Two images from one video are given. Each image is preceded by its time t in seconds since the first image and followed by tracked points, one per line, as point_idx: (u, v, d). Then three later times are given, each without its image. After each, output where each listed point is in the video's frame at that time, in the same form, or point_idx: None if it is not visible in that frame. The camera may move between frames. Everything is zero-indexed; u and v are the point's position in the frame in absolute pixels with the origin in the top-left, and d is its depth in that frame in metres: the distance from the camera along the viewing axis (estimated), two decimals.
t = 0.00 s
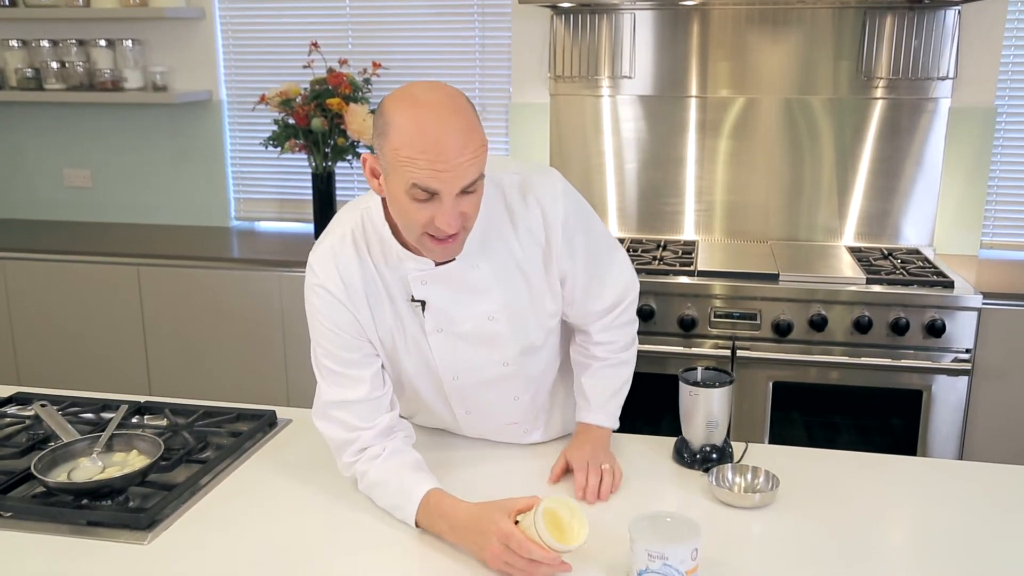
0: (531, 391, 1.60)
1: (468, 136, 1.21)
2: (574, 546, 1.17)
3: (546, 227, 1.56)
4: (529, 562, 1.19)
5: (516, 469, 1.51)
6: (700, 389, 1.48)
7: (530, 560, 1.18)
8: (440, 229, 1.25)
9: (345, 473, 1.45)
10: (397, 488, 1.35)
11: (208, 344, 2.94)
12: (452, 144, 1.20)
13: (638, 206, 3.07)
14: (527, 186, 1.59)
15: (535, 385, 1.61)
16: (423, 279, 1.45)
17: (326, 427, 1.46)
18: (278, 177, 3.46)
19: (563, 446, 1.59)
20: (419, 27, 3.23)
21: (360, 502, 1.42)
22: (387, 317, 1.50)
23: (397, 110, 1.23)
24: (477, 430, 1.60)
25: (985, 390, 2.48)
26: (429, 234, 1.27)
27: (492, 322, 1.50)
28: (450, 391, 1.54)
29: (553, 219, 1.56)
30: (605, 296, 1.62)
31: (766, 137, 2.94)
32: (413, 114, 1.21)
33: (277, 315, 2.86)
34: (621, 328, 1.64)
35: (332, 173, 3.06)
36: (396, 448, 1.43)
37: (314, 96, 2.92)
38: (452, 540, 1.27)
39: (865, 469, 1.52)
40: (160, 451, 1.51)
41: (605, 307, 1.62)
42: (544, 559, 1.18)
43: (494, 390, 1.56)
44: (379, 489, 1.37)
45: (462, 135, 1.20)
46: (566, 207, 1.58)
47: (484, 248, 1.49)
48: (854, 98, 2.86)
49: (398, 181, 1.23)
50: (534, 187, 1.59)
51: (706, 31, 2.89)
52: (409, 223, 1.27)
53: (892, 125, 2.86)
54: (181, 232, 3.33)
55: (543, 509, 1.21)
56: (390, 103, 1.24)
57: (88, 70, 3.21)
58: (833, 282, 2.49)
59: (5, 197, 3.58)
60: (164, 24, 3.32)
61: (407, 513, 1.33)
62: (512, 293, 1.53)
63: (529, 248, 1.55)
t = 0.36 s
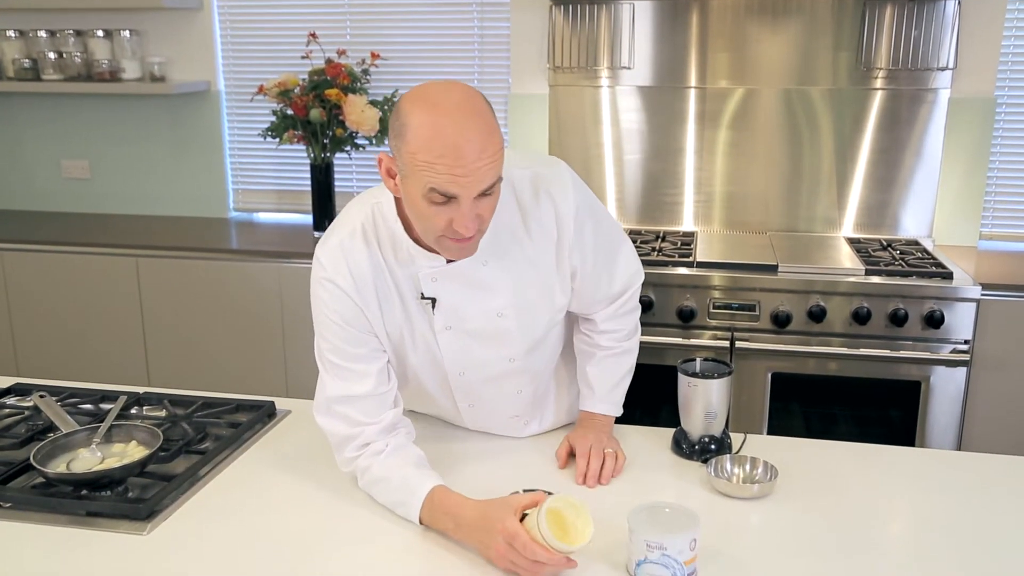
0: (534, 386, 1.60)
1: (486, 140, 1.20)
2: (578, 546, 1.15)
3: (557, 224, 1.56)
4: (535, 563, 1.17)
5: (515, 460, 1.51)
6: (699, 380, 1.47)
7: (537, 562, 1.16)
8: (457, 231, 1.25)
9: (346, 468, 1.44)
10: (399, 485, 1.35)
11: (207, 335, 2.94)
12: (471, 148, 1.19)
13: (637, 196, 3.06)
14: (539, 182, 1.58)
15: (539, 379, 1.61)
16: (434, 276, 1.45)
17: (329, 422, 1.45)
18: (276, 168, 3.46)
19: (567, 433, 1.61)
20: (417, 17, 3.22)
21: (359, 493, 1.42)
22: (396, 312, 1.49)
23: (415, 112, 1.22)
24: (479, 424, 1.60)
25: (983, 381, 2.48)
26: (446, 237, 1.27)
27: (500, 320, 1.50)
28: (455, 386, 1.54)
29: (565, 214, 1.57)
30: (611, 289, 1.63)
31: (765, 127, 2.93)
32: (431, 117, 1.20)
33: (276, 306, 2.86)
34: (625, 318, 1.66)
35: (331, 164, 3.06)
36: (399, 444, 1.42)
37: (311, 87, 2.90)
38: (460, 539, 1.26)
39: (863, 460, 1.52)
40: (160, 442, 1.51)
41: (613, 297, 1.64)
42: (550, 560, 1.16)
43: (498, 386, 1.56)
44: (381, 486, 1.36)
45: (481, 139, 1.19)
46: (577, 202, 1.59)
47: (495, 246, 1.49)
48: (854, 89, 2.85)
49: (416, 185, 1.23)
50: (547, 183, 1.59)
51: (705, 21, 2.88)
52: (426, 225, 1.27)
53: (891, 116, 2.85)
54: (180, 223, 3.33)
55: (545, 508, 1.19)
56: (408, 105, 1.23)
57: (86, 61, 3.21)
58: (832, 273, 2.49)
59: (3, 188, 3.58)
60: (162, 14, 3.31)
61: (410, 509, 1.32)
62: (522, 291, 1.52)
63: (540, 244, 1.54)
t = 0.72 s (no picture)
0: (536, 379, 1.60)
1: (498, 141, 1.20)
2: (578, 539, 1.15)
3: (565, 218, 1.56)
4: (533, 554, 1.17)
5: (514, 451, 1.51)
6: (699, 371, 1.47)
7: (536, 553, 1.17)
8: (467, 231, 1.25)
9: (348, 461, 1.44)
10: (400, 476, 1.35)
11: (206, 327, 2.94)
12: (482, 150, 1.19)
13: (637, 188, 3.06)
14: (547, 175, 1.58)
15: (541, 372, 1.62)
16: (441, 270, 1.45)
17: (331, 414, 1.45)
18: (275, 160, 3.45)
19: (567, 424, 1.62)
20: (416, 9, 3.21)
21: (358, 485, 1.42)
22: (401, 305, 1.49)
23: (427, 111, 1.21)
24: (480, 416, 1.60)
25: (983, 373, 2.48)
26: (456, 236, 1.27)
27: (506, 314, 1.50)
28: (458, 378, 1.54)
29: (572, 208, 1.57)
30: (615, 282, 1.64)
31: (765, 119, 2.93)
32: (444, 118, 1.19)
33: (275, 298, 2.86)
34: (628, 311, 1.66)
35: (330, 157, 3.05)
36: (400, 437, 1.43)
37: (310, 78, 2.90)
38: (458, 530, 1.26)
39: (862, 451, 1.52)
40: (159, 433, 1.51)
41: (617, 290, 1.64)
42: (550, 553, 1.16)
43: (500, 379, 1.56)
44: (382, 478, 1.36)
45: (493, 141, 1.19)
46: (584, 196, 1.59)
47: (502, 240, 1.49)
48: (854, 80, 2.85)
49: (427, 184, 1.22)
50: (554, 176, 1.58)
51: (705, 12, 2.87)
52: (435, 223, 1.26)
53: (891, 107, 2.85)
54: (179, 215, 3.33)
55: (548, 499, 1.19)
56: (420, 104, 1.22)
57: (84, 52, 3.20)
58: (832, 265, 2.49)
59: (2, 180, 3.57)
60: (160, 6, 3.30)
61: (410, 500, 1.32)
62: (528, 285, 1.52)
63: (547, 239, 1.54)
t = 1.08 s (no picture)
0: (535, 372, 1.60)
1: (496, 127, 1.19)
2: (577, 532, 1.15)
3: (564, 211, 1.56)
4: (532, 547, 1.17)
5: (514, 443, 1.52)
6: (698, 364, 1.47)
7: (535, 547, 1.17)
8: (464, 220, 1.24)
9: (348, 454, 1.44)
10: (399, 469, 1.35)
11: (206, 319, 2.94)
12: (480, 134, 1.18)
13: (636, 181, 3.06)
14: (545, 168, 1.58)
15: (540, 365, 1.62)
16: (439, 264, 1.44)
17: (331, 407, 1.45)
18: (274, 153, 3.45)
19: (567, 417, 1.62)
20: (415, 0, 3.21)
21: (358, 477, 1.42)
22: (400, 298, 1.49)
23: (425, 98, 1.21)
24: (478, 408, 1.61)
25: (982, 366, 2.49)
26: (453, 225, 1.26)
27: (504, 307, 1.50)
28: (457, 372, 1.55)
29: (571, 201, 1.57)
30: (614, 275, 1.63)
31: (764, 111, 2.92)
32: (441, 102, 1.19)
33: (275, 291, 2.86)
34: (627, 305, 1.66)
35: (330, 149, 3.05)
36: (399, 430, 1.43)
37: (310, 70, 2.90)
38: (458, 523, 1.26)
39: (861, 443, 1.52)
40: (159, 426, 1.51)
41: (616, 283, 1.64)
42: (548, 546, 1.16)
43: (500, 372, 1.56)
44: (381, 472, 1.36)
45: (491, 127, 1.19)
46: (583, 188, 1.58)
47: (500, 233, 1.49)
48: (854, 73, 2.84)
49: (425, 170, 1.22)
50: (552, 169, 1.58)
51: (704, 4, 2.86)
52: (433, 212, 1.26)
53: (891, 99, 2.84)
54: (178, 208, 3.32)
55: (546, 494, 1.19)
56: (418, 91, 1.23)
57: (83, 45, 3.19)
58: (831, 258, 2.49)
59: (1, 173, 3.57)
60: None
61: (409, 492, 1.32)
62: (527, 279, 1.52)
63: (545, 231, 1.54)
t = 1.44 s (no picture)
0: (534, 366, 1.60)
1: (475, 82, 1.22)
2: (576, 526, 1.15)
3: (560, 204, 1.56)
4: (532, 542, 1.17)
5: (513, 438, 1.52)
6: (697, 358, 1.47)
7: (534, 541, 1.17)
8: (448, 183, 1.24)
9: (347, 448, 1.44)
10: (398, 464, 1.35)
11: (205, 314, 2.94)
12: (457, 86, 1.21)
13: (635, 176, 3.06)
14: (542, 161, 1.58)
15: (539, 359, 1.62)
16: (436, 258, 1.46)
17: (329, 402, 1.45)
18: (274, 147, 3.45)
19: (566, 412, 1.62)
20: None
21: (357, 472, 1.42)
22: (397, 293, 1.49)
23: (405, 62, 1.25)
24: (478, 402, 1.61)
25: (981, 361, 2.49)
26: (437, 191, 1.25)
27: (502, 301, 1.50)
28: (456, 366, 1.55)
29: (568, 194, 1.56)
30: (612, 269, 1.63)
31: (764, 106, 2.92)
32: (420, 60, 1.23)
33: (274, 286, 2.86)
34: (626, 299, 1.66)
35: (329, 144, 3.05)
36: (397, 425, 1.43)
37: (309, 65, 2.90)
38: (458, 517, 1.27)
39: (860, 437, 1.52)
40: (159, 421, 1.51)
41: (614, 277, 1.64)
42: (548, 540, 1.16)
43: (499, 366, 1.56)
44: (381, 466, 1.36)
45: (469, 81, 1.21)
46: (580, 181, 1.58)
47: (498, 226, 1.49)
48: (854, 68, 2.84)
49: (406, 132, 1.24)
50: (549, 162, 1.58)
51: None
52: (416, 180, 1.26)
53: (891, 94, 2.84)
54: (178, 203, 3.32)
55: (546, 488, 1.19)
56: (400, 62, 1.26)
57: (82, 39, 3.19)
58: (831, 253, 2.49)
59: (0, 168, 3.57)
60: None
61: (409, 487, 1.32)
62: (524, 271, 1.52)
63: (542, 224, 1.54)
